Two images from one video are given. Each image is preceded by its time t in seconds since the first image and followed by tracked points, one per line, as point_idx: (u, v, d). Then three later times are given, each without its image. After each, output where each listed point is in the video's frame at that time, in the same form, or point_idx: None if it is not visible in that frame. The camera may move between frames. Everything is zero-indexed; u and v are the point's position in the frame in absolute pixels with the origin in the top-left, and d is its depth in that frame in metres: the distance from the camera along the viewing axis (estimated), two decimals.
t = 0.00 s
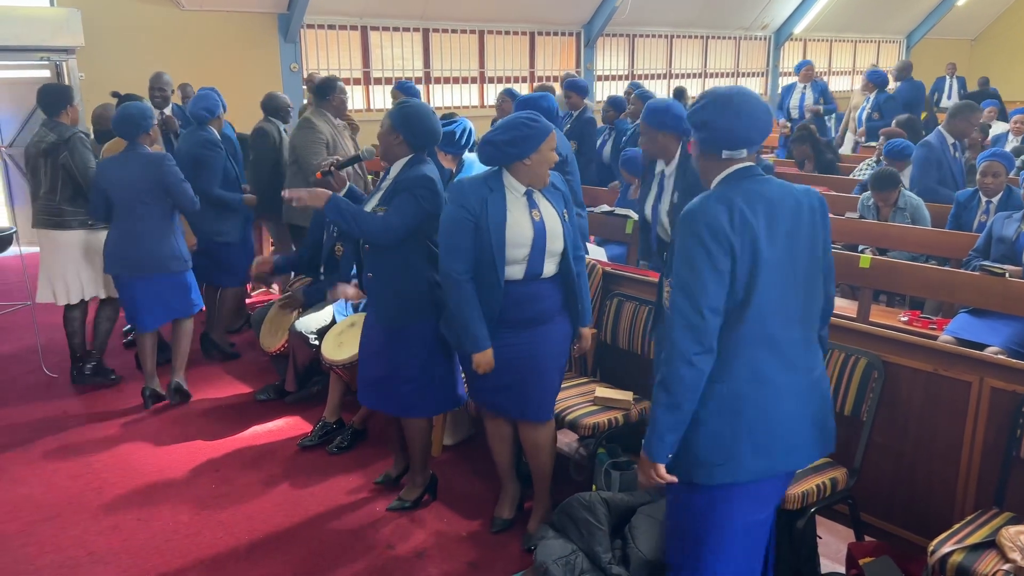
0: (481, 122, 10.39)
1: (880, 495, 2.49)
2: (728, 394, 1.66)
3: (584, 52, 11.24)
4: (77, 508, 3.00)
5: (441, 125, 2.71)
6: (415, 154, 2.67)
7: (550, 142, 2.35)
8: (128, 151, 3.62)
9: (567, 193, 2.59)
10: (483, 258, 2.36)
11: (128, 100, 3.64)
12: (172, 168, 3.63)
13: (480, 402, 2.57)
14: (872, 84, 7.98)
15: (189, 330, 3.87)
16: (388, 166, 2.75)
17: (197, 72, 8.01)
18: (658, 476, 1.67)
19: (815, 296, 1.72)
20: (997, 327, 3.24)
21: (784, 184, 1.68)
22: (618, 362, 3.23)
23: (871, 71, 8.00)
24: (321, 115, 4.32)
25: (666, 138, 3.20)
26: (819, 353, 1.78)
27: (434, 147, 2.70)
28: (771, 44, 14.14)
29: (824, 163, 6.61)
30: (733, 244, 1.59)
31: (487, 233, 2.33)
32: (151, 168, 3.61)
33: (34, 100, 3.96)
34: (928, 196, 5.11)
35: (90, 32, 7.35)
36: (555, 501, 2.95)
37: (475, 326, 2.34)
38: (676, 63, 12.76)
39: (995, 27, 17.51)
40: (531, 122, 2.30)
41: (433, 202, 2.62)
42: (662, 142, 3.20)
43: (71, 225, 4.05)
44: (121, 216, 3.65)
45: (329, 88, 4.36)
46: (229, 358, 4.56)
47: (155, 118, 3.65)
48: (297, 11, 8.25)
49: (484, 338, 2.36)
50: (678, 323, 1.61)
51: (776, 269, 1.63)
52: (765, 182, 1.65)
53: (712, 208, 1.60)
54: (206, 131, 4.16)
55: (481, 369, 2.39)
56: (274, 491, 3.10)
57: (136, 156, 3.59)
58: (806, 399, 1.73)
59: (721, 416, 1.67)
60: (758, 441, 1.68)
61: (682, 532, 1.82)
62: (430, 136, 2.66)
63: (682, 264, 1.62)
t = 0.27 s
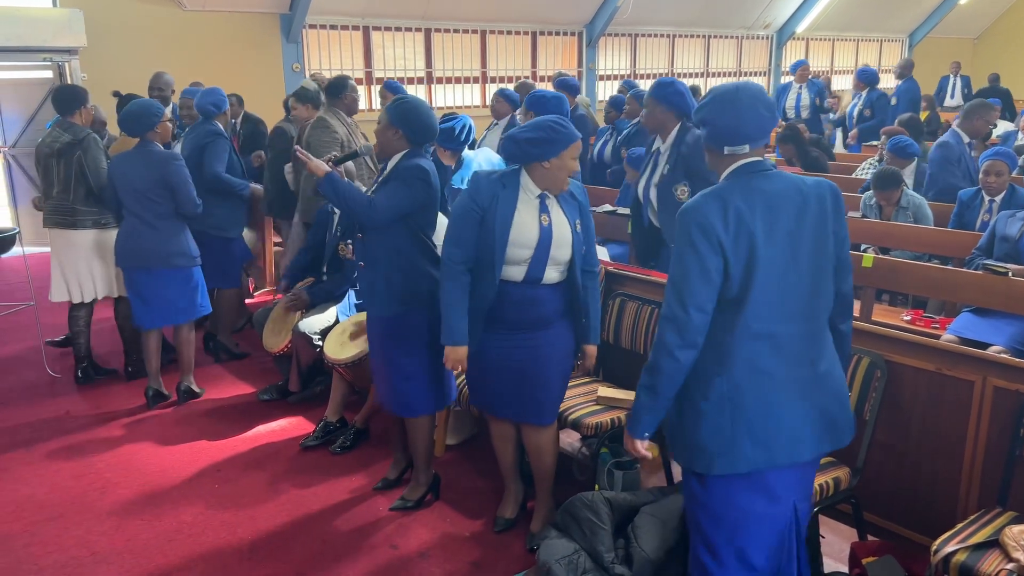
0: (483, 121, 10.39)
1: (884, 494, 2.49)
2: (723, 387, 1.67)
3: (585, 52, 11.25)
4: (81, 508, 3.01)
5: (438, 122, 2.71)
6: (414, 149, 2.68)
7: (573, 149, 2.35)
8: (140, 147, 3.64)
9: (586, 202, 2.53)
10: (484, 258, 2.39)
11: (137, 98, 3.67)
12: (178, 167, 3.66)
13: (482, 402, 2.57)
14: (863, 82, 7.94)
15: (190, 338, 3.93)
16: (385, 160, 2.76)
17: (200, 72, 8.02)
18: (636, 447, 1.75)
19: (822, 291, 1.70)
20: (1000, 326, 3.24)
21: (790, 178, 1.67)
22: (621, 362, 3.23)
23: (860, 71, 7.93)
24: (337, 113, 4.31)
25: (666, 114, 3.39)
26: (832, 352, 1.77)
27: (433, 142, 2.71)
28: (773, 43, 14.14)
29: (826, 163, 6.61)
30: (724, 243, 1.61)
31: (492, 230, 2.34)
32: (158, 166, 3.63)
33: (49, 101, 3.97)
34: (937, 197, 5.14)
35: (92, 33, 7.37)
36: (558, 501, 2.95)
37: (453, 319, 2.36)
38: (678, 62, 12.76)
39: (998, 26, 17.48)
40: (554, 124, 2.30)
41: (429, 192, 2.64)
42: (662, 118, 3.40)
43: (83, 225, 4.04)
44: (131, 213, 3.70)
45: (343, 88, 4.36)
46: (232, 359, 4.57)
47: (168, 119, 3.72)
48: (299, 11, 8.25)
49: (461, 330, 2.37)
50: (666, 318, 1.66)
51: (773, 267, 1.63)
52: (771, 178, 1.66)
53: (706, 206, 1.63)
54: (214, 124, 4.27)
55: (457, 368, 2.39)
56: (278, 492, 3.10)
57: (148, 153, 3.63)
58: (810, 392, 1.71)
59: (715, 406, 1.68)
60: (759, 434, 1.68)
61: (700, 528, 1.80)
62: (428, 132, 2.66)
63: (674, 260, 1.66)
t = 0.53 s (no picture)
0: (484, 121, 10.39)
1: (886, 493, 2.48)
2: (730, 385, 1.68)
3: (586, 51, 11.25)
4: (84, 508, 3.01)
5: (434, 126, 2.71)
6: (408, 149, 2.69)
7: (586, 153, 2.34)
8: (149, 151, 3.71)
9: (597, 206, 2.53)
10: (495, 260, 2.40)
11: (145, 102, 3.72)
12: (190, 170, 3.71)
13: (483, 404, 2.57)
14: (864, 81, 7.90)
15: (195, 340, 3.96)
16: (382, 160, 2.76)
17: (202, 73, 8.03)
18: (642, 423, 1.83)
19: (836, 294, 1.69)
20: (1002, 325, 3.24)
21: (809, 182, 1.67)
22: (623, 360, 3.23)
23: (859, 69, 7.86)
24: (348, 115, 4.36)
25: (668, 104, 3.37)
26: (845, 356, 1.76)
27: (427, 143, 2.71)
28: (773, 42, 14.13)
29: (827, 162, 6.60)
30: (738, 245, 1.62)
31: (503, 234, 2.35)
32: (169, 169, 3.69)
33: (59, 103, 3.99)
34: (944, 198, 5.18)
35: (94, 34, 7.38)
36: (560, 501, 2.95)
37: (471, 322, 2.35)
38: (679, 61, 12.75)
39: (999, 25, 17.45)
40: (567, 129, 2.30)
41: (426, 192, 2.65)
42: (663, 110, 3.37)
43: (92, 226, 4.05)
44: (140, 216, 3.78)
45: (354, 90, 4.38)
46: (233, 359, 4.58)
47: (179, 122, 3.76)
48: (300, 11, 8.25)
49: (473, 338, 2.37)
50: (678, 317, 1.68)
51: (788, 271, 1.63)
52: (792, 181, 1.66)
53: (722, 209, 1.63)
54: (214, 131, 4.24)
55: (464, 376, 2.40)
56: (280, 491, 3.10)
57: (156, 158, 3.70)
58: (821, 395, 1.69)
59: (724, 403, 1.69)
60: (764, 433, 1.69)
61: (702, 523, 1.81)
62: (423, 133, 2.66)
63: (687, 261, 1.67)
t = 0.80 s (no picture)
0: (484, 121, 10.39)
1: (887, 492, 2.48)
2: (745, 382, 1.68)
3: (586, 51, 11.25)
4: (85, 508, 3.01)
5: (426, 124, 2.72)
6: (403, 146, 2.68)
7: (578, 142, 2.35)
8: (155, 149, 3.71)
9: (603, 203, 2.52)
10: (500, 250, 2.38)
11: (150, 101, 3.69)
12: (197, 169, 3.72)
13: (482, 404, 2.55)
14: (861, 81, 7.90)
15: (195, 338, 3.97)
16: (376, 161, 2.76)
17: (201, 72, 8.03)
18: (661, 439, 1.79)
19: (845, 294, 1.70)
20: (1003, 324, 3.24)
21: (825, 181, 1.68)
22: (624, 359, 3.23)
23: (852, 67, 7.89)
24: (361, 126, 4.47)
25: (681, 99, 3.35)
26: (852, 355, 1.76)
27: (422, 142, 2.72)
28: (773, 41, 14.13)
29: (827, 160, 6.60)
30: (758, 243, 1.61)
31: (503, 226, 2.36)
32: (176, 168, 3.69)
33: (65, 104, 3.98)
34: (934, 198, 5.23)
35: (94, 34, 7.38)
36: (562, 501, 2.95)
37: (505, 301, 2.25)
38: (679, 60, 12.74)
39: (1000, 24, 17.44)
40: (554, 120, 2.33)
41: (427, 187, 2.67)
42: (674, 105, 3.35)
43: (98, 227, 4.04)
44: (145, 213, 3.78)
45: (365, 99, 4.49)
46: (234, 359, 4.58)
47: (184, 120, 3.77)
48: (300, 10, 8.25)
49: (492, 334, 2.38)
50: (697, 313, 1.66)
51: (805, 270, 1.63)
52: (809, 182, 1.66)
53: (743, 206, 1.62)
54: (215, 127, 4.19)
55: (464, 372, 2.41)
56: (281, 491, 3.10)
57: (162, 157, 3.69)
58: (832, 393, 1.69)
59: (739, 400, 1.69)
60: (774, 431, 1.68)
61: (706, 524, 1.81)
62: (418, 132, 2.68)
63: (706, 257, 1.66)
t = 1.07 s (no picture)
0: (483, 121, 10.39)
1: (886, 492, 2.48)
2: (750, 380, 1.67)
3: (585, 51, 11.25)
4: (84, 509, 3.01)
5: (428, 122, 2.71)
6: (405, 142, 2.69)
7: (562, 129, 2.33)
8: (153, 147, 3.71)
9: (599, 200, 2.51)
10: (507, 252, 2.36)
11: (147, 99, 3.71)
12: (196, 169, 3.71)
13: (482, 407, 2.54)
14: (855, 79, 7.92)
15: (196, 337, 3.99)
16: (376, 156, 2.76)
17: (200, 73, 8.03)
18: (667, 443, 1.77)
19: (848, 293, 1.70)
20: (1001, 323, 3.24)
21: (830, 181, 1.67)
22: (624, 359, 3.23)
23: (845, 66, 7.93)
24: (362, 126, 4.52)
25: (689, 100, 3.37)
26: (853, 355, 1.76)
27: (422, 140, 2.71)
28: (772, 40, 14.14)
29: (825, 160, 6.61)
30: (767, 240, 1.59)
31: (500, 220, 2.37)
32: (175, 167, 3.68)
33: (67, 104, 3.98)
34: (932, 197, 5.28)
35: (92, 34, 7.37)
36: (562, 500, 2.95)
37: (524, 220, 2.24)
38: (678, 60, 12.74)
39: (998, 23, 17.44)
40: (532, 114, 2.32)
41: (425, 183, 2.66)
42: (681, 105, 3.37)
43: (98, 228, 4.05)
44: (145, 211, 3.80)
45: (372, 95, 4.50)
46: (234, 359, 4.58)
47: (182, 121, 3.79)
48: (298, 10, 8.24)
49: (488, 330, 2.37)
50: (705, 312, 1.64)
51: (811, 268, 1.62)
52: (813, 180, 1.65)
53: (750, 203, 1.61)
54: (211, 128, 4.18)
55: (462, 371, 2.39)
56: (281, 492, 3.10)
57: (160, 155, 3.69)
58: (836, 392, 1.68)
59: (744, 399, 1.68)
60: (777, 430, 1.66)
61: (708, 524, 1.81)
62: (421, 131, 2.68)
63: (713, 253, 1.64)
